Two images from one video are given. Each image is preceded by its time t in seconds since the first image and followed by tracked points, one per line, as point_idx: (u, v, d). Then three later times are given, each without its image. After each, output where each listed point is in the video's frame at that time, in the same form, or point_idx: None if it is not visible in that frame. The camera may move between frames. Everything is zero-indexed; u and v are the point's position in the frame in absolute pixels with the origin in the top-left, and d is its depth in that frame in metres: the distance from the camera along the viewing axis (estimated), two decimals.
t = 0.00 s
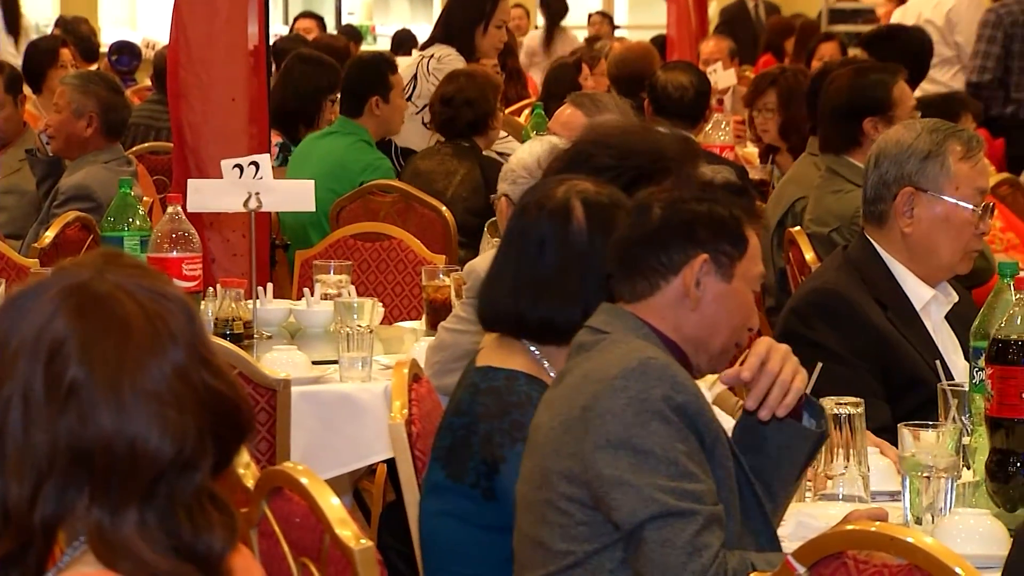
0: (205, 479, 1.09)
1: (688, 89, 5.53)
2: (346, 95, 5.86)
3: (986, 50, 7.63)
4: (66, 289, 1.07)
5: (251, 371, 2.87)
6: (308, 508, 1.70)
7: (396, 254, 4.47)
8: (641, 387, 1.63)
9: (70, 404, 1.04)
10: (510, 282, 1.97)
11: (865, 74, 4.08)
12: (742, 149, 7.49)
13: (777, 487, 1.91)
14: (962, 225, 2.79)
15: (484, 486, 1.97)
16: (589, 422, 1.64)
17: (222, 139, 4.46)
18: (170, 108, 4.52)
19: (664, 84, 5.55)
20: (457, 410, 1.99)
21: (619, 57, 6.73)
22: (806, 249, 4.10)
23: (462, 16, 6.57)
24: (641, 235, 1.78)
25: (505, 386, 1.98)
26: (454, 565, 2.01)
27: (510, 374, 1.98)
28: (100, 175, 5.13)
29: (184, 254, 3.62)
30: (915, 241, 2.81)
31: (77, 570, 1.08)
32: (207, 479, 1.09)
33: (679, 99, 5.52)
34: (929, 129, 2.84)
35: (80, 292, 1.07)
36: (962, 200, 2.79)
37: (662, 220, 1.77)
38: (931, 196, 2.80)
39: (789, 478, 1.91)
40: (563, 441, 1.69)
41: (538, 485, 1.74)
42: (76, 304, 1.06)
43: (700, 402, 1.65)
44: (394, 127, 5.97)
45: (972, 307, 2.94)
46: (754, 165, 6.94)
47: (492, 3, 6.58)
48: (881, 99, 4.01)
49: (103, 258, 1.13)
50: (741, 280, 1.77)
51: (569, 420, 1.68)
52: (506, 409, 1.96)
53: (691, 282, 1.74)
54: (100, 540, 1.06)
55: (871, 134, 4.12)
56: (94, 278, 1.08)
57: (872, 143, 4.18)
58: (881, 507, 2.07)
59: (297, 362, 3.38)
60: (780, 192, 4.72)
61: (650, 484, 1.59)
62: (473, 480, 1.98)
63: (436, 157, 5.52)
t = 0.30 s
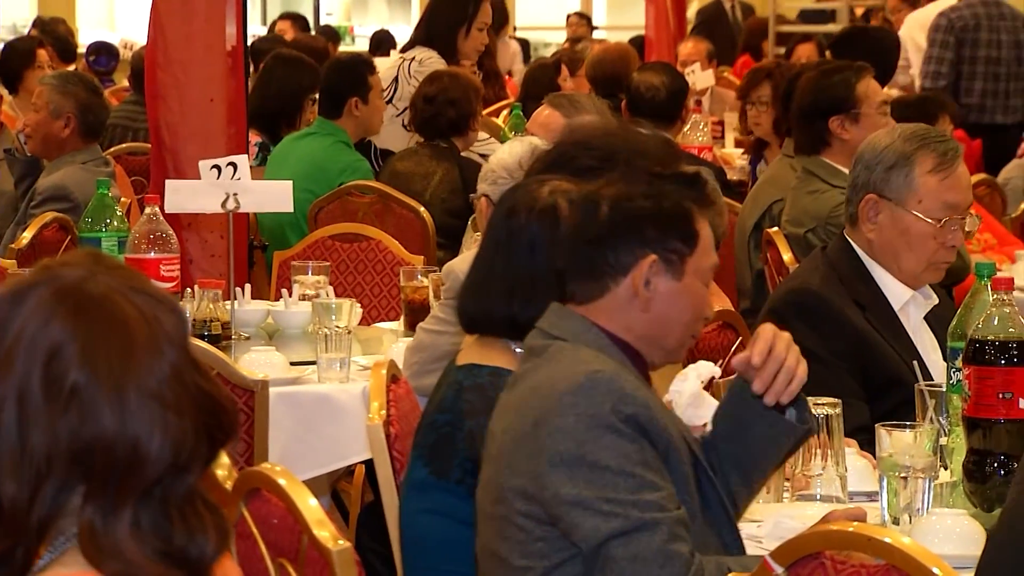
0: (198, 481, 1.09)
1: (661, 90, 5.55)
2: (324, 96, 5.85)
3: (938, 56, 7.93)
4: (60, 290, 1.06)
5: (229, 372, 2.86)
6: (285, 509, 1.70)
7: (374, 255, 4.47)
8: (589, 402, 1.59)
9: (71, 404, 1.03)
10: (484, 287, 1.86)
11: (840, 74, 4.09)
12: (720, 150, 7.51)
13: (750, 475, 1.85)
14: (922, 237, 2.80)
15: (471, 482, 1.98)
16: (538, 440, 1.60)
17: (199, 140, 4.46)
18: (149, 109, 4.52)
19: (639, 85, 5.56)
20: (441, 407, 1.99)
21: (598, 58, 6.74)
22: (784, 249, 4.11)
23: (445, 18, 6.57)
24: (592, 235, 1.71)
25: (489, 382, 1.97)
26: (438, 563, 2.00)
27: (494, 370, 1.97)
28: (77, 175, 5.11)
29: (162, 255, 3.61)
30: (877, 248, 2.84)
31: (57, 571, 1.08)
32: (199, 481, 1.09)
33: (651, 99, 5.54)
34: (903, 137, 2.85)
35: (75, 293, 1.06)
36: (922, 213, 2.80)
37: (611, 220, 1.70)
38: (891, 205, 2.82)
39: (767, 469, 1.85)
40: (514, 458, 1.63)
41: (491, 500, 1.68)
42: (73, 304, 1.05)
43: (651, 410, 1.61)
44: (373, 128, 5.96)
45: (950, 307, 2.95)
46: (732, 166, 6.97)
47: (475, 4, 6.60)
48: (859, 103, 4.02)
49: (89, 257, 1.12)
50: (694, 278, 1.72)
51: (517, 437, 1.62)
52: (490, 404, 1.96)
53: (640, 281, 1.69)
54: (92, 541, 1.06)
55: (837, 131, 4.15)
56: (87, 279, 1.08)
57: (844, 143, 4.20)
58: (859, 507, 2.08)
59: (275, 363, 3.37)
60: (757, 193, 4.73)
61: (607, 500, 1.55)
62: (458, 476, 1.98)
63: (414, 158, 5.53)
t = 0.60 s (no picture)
0: (189, 482, 1.08)
1: (649, 89, 5.56)
2: (312, 96, 5.84)
3: (898, 57, 7.90)
4: (51, 292, 1.06)
5: (216, 372, 2.86)
6: (272, 508, 1.70)
7: (361, 254, 4.47)
8: (577, 430, 1.55)
9: (64, 407, 1.03)
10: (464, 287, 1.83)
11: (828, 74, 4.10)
12: (707, 150, 7.53)
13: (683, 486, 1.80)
14: (893, 244, 2.80)
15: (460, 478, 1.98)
16: (525, 466, 1.56)
17: (187, 139, 4.47)
18: (136, 108, 4.52)
19: (626, 84, 5.57)
20: (432, 404, 1.98)
21: (584, 57, 6.74)
22: (772, 249, 4.13)
23: (436, 17, 6.53)
24: (571, 242, 1.68)
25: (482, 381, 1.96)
26: (422, 561, 2.01)
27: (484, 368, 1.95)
28: (64, 174, 5.10)
29: (149, 254, 3.60)
30: (853, 249, 2.86)
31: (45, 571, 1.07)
32: (191, 482, 1.08)
33: (639, 99, 5.54)
34: (883, 140, 2.82)
35: (66, 295, 1.06)
36: (893, 221, 2.80)
37: (588, 228, 1.67)
38: (865, 211, 2.83)
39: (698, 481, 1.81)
40: (500, 481, 1.59)
41: (469, 514, 1.64)
42: (64, 306, 1.05)
43: (638, 435, 1.58)
44: (360, 128, 5.96)
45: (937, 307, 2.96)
46: (720, 165, 7.00)
47: (469, 5, 6.56)
48: (847, 103, 4.05)
49: (80, 256, 1.11)
50: (667, 286, 1.71)
51: (503, 460, 1.59)
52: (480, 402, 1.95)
53: (615, 293, 1.68)
54: (83, 540, 1.05)
55: (823, 130, 4.17)
56: (78, 279, 1.07)
57: (831, 142, 4.21)
58: (845, 507, 2.08)
59: (263, 363, 3.37)
60: (744, 195, 4.72)
61: (598, 529, 1.54)
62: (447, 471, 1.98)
63: (400, 157, 5.53)
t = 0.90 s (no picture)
0: (178, 481, 1.08)
1: (647, 86, 5.56)
2: (300, 96, 5.83)
3: (882, 61, 7.96)
4: (38, 293, 1.06)
5: (205, 372, 2.87)
6: (261, 508, 1.70)
7: (350, 254, 4.47)
8: (575, 439, 1.55)
9: (56, 408, 1.03)
10: (467, 281, 1.81)
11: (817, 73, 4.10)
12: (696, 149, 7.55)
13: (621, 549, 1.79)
14: (878, 242, 2.79)
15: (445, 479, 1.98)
16: (521, 474, 1.56)
17: (175, 138, 4.47)
18: (124, 108, 4.53)
19: (621, 81, 5.56)
20: (421, 403, 1.98)
21: (574, 56, 6.74)
22: (760, 249, 4.14)
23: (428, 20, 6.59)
24: (563, 245, 1.67)
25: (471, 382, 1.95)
26: (409, 559, 2.00)
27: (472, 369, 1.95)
28: (52, 175, 5.13)
29: (137, 254, 3.60)
30: (839, 248, 2.85)
31: (33, 570, 1.07)
32: (180, 481, 1.09)
33: (636, 96, 5.53)
34: (865, 139, 2.80)
35: (54, 295, 1.06)
36: (877, 219, 2.78)
37: (581, 232, 1.67)
38: (850, 209, 2.81)
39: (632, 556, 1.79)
40: (496, 490, 1.57)
41: (461, 524, 1.62)
42: (53, 307, 1.05)
43: (633, 443, 1.58)
44: (348, 127, 5.96)
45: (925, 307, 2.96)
46: (708, 165, 7.02)
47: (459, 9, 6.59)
48: (835, 103, 4.04)
49: (66, 257, 1.11)
50: (659, 290, 1.71)
51: (498, 467, 1.58)
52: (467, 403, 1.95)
53: (608, 299, 1.68)
54: (74, 541, 1.05)
55: (809, 129, 4.18)
56: (66, 279, 1.07)
57: (819, 141, 4.22)
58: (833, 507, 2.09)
59: (252, 363, 3.37)
60: (734, 195, 4.72)
61: (596, 538, 1.54)
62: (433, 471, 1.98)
63: (388, 157, 5.53)
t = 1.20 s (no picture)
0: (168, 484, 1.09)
1: (628, 87, 5.57)
2: (283, 96, 5.82)
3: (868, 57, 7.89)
4: (29, 293, 1.05)
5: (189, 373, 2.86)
6: (244, 509, 1.70)
7: (333, 254, 4.46)
8: (571, 437, 1.56)
9: (46, 408, 1.02)
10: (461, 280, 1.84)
11: (804, 73, 4.10)
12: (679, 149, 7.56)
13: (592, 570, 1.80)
14: (865, 236, 2.72)
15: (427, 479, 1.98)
16: (517, 471, 1.56)
17: (161, 138, 4.48)
18: (107, 108, 4.53)
19: (604, 81, 5.57)
20: (405, 404, 1.99)
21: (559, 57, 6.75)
22: (743, 249, 4.16)
23: (426, 29, 6.79)
24: (520, 256, 1.73)
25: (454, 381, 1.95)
26: (394, 558, 2.00)
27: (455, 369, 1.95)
28: (33, 175, 5.12)
29: (121, 255, 3.59)
30: (825, 246, 2.78)
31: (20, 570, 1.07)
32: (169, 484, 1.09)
33: (619, 97, 5.54)
34: (850, 133, 2.75)
35: (46, 296, 1.06)
36: (863, 212, 2.72)
37: (533, 235, 1.72)
38: (837, 204, 2.75)
39: None
40: (490, 487, 1.58)
41: (454, 522, 1.62)
42: (44, 308, 1.05)
43: (630, 442, 1.59)
44: (332, 128, 5.96)
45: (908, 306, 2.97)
46: (692, 165, 7.04)
47: (452, 19, 6.82)
48: (822, 104, 4.06)
49: (55, 258, 1.11)
50: (634, 266, 1.74)
51: (493, 465, 1.58)
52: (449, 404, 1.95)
53: (578, 289, 1.71)
54: (63, 541, 1.05)
55: (796, 131, 4.19)
56: (57, 280, 1.07)
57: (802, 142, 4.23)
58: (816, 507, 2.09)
59: (235, 363, 3.36)
60: (719, 195, 4.71)
61: (591, 538, 1.54)
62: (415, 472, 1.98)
63: (373, 158, 5.53)
